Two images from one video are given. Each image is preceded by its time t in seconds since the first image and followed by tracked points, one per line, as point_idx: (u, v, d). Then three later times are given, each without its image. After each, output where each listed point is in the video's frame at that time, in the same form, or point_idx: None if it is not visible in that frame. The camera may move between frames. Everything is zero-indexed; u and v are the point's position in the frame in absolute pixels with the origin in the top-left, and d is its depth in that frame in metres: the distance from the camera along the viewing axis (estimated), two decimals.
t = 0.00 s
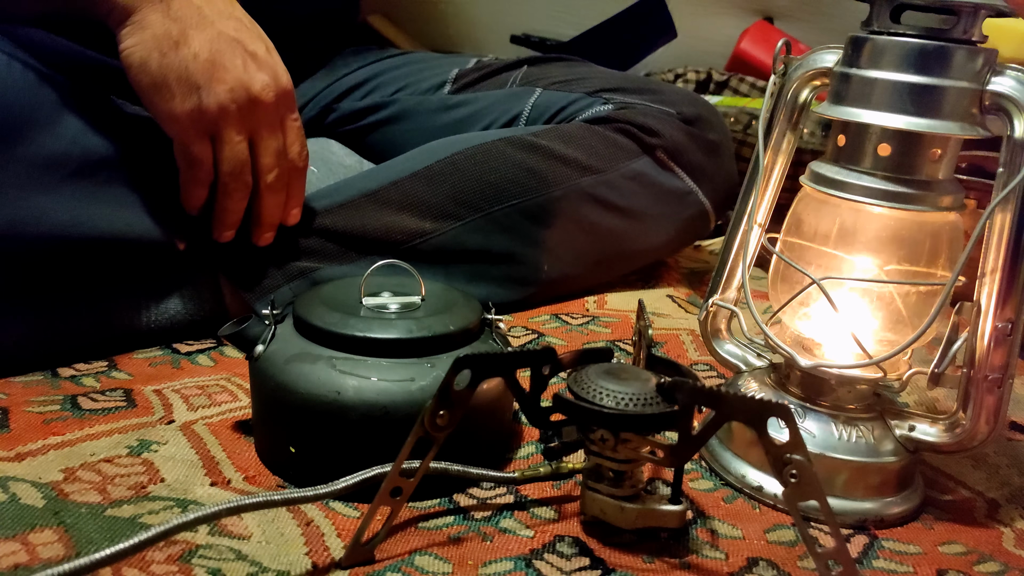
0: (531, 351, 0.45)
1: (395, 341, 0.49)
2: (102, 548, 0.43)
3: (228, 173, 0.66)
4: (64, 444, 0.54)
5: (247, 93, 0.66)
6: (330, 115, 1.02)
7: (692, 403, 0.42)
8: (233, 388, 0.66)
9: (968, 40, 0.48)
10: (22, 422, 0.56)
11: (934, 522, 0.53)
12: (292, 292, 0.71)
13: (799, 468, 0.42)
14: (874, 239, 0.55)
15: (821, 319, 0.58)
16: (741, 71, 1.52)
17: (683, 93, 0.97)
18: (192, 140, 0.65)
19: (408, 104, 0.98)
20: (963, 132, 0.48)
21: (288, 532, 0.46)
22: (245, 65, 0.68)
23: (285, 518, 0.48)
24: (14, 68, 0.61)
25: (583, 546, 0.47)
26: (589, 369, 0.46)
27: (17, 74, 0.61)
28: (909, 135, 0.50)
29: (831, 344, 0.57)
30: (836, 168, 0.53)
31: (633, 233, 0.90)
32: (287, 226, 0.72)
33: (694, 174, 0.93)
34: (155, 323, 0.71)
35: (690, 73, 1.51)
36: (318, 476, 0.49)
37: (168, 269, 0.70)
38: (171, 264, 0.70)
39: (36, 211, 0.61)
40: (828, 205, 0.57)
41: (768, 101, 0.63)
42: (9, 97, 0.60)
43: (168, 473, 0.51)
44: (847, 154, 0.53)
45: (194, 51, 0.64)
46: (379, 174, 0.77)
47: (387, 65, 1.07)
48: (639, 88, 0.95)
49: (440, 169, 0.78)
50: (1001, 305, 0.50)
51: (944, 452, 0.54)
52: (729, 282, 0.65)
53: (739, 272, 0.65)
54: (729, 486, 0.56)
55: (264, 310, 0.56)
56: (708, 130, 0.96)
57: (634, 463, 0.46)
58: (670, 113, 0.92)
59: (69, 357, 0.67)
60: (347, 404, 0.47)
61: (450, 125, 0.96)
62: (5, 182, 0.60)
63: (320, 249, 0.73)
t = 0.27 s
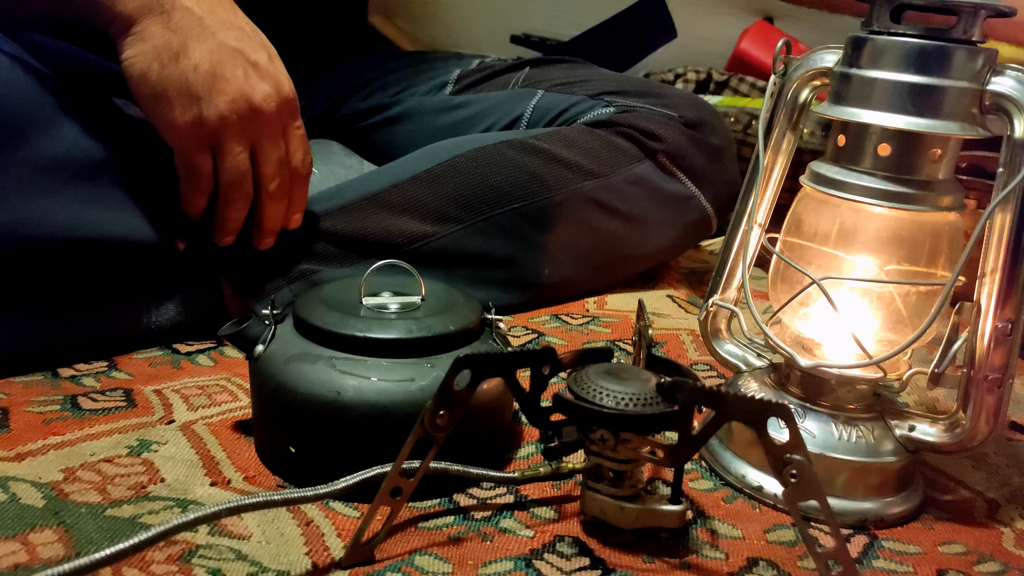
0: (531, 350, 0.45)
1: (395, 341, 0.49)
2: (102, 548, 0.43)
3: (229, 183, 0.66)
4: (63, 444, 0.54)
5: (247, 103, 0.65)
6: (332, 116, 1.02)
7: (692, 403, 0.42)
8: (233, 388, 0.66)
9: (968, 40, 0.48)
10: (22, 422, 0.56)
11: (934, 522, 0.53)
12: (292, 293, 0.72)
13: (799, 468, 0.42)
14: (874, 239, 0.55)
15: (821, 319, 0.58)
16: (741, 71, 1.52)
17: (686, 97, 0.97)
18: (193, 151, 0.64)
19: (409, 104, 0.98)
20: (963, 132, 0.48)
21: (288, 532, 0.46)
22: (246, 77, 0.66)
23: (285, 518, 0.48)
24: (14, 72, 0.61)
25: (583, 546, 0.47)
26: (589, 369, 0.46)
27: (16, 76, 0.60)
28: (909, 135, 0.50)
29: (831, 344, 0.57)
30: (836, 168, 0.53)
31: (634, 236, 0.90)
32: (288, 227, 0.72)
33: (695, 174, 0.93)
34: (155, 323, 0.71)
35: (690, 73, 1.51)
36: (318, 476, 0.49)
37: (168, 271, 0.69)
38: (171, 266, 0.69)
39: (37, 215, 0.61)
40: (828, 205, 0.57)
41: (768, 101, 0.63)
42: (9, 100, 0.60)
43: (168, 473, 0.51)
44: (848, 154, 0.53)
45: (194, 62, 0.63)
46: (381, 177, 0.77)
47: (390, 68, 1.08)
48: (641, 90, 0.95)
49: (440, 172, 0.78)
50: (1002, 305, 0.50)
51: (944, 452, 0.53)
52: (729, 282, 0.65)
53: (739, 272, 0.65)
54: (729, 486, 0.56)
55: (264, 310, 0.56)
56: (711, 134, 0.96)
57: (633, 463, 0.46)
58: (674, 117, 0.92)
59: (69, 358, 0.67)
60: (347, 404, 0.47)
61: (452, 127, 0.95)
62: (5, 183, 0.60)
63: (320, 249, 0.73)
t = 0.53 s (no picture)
0: (531, 351, 0.45)
1: (395, 342, 0.49)
2: (103, 548, 0.43)
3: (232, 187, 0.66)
4: (64, 444, 0.54)
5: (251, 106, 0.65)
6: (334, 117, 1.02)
7: (692, 403, 0.42)
8: (233, 388, 0.66)
9: (968, 41, 0.48)
10: (22, 423, 0.56)
11: (934, 523, 0.53)
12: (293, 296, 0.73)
13: (800, 468, 0.42)
14: (874, 239, 0.55)
15: (820, 319, 0.58)
16: (741, 72, 1.52)
17: (686, 97, 0.97)
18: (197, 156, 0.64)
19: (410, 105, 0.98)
20: (963, 133, 0.48)
21: (288, 532, 0.46)
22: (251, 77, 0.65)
23: (285, 519, 0.48)
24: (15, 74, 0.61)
25: (584, 546, 0.47)
26: (589, 370, 0.46)
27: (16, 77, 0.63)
28: (909, 136, 0.50)
29: (831, 344, 0.57)
30: (836, 169, 0.53)
31: (634, 235, 0.90)
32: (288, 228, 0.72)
33: (695, 174, 0.93)
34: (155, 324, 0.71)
35: (690, 74, 1.52)
36: (318, 477, 0.49)
37: (167, 268, 0.71)
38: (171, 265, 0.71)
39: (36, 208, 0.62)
40: (828, 206, 0.57)
41: (768, 101, 0.63)
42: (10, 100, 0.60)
43: (168, 473, 0.51)
44: (847, 155, 0.53)
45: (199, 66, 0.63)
46: (381, 176, 0.77)
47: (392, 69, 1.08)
48: (640, 90, 0.95)
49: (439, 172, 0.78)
50: (1001, 306, 0.50)
51: (944, 452, 0.53)
52: (729, 282, 0.66)
53: (739, 272, 0.65)
54: (729, 486, 0.56)
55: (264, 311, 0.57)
56: (711, 134, 0.96)
57: (634, 463, 0.46)
58: (672, 115, 0.92)
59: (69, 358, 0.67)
60: (347, 405, 0.47)
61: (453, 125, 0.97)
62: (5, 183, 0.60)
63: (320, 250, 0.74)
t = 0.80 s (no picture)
0: (531, 351, 0.45)
1: (395, 342, 0.49)
2: (103, 548, 0.43)
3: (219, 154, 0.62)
4: (64, 444, 0.54)
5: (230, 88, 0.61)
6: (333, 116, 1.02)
7: (693, 403, 0.42)
8: (233, 388, 0.66)
9: (968, 41, 0.48)
10: (22, 422, 0.56)
11: (934, 523, 0.53)
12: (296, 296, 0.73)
13: (799, 468, 0.42)
14: (874, 239, 0.55)
15: (821, 319, 0.58)
16: (741, 72, 1.52)
17: (685, 97, 0.97)
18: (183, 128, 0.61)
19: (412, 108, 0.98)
20: (963, 133, 0.48)
21: (288, 532, 0.46)
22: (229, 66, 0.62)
23: (284, 519, 0.48)
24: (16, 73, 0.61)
25: (583, 546, 0.47)
26: (589, 370, 0.46)
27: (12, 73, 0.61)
28: (909, 136, 0.50)
29: (831, 345, 0.57)
30: (836, 169, 0.53)
31: (634, 235, 0.90)
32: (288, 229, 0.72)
33: (695, 174, 0.93)
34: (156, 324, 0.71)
35: (690, 74, 1.52)
36: (318, 477, 0.49)
37: (167, 267, 0.70)
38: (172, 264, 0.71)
39: (37, 208, 0.62)
40: (828, 206, 0.57)
41: (768, 102, 0.63)
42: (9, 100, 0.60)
43: (168, 473, 0.52)
44: (847, 155, 0.53)
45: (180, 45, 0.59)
46: (380, 175, 0.77)
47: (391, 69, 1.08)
48: (640, 90, 0.95)
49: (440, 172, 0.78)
50: (1001, 306, 0.50)
51: (944, 452, 0.53)
52: (729, 282, 0.66)
53: (739, 272, 0.65)
54: (729, 486, 0.56)
55: (264, 311, 0.57)
56: (710, 133, 0.96)
57: (634, 463, 0.46)
58: (672, 115, 0.92)
59: (69, 358, 0.67)
60: (347, 405, 0.47)
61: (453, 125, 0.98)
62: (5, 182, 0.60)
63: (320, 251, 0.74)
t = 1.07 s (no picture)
0: (531, 351, 0.45)
1: (395, 342, 0.49)
2: (102, 548, 0.43)
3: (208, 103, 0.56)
4: (64, 444, 0.54)
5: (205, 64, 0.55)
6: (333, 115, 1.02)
7: (692, 403, 0.42)
8: (233, 388, 0.66)
9: (968, 41, 0.48)
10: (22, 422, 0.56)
11: (934, 523, 0.53)
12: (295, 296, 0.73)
13: (799, 468, 0.42)
14: (874, 239, 0.55)
15: (821, 319, 0.58)
16: (741, 71, 1.52)
17: (685, 96, 0.97)
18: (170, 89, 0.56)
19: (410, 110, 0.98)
20: (963, 133, 0.48)
21: (288, 532, 0.46)
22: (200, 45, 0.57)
23: (284, 519, 0.48)
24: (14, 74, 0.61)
25: (583, 546, 0.47)
26: (589, 370, 0.46)
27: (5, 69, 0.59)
28: (909, 135, 0.50)
29: (831, 344, 0.57)
30: (836, 169, 0.53)
31: (634, 235, 0.90)
32: (288, 229, 0.72)
33: (695, 174, 0.93)
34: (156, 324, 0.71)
35: (690, 74, 1.52)
36: (318, 477, 0.49)
37: (166, 268, 0.70)
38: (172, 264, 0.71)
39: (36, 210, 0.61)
40: (828, 206, 0.57)
41: (768, 102, 0.63)
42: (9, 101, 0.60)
43: (168, 473, 0.51)
44: (847, 155, 0.53)
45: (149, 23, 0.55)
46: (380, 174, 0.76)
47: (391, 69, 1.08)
48: (640, 90, 0.95)
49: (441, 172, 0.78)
50: (1001, 306, 0.50)
51: (944, 452, 0.53)
52: (729, 282, 0.66)
53: (739, 272, 0.65)
54: (729, 486, 0.56)
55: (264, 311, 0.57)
56: (710, 133, 0.96)
57: (634, 463, 0.46)
58: (672, 115, 0.92)
59: (68, 358, 0.67)
60: (347, 405, 0.47)
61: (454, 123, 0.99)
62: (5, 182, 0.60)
63: (320, 251, 0.74)
